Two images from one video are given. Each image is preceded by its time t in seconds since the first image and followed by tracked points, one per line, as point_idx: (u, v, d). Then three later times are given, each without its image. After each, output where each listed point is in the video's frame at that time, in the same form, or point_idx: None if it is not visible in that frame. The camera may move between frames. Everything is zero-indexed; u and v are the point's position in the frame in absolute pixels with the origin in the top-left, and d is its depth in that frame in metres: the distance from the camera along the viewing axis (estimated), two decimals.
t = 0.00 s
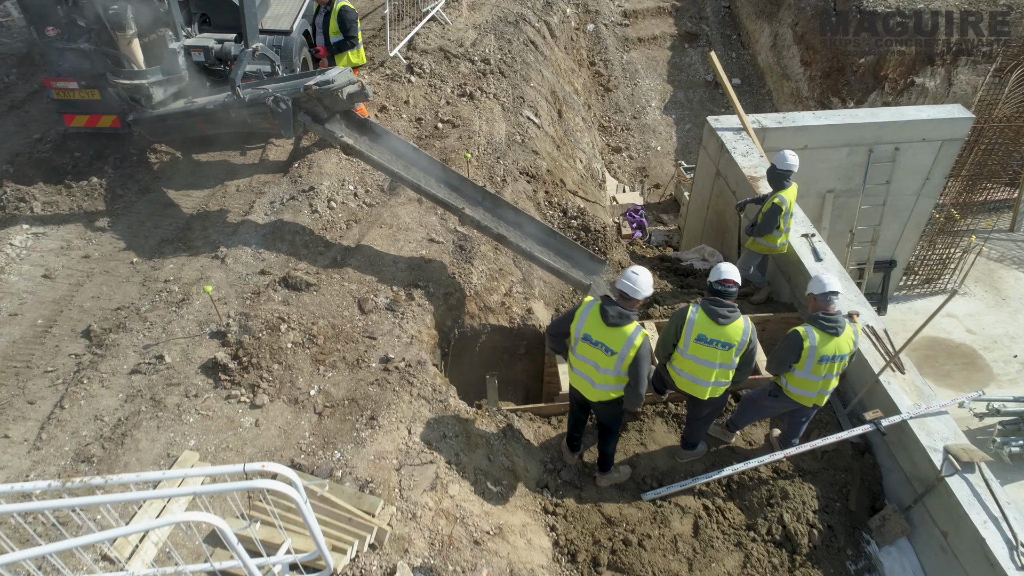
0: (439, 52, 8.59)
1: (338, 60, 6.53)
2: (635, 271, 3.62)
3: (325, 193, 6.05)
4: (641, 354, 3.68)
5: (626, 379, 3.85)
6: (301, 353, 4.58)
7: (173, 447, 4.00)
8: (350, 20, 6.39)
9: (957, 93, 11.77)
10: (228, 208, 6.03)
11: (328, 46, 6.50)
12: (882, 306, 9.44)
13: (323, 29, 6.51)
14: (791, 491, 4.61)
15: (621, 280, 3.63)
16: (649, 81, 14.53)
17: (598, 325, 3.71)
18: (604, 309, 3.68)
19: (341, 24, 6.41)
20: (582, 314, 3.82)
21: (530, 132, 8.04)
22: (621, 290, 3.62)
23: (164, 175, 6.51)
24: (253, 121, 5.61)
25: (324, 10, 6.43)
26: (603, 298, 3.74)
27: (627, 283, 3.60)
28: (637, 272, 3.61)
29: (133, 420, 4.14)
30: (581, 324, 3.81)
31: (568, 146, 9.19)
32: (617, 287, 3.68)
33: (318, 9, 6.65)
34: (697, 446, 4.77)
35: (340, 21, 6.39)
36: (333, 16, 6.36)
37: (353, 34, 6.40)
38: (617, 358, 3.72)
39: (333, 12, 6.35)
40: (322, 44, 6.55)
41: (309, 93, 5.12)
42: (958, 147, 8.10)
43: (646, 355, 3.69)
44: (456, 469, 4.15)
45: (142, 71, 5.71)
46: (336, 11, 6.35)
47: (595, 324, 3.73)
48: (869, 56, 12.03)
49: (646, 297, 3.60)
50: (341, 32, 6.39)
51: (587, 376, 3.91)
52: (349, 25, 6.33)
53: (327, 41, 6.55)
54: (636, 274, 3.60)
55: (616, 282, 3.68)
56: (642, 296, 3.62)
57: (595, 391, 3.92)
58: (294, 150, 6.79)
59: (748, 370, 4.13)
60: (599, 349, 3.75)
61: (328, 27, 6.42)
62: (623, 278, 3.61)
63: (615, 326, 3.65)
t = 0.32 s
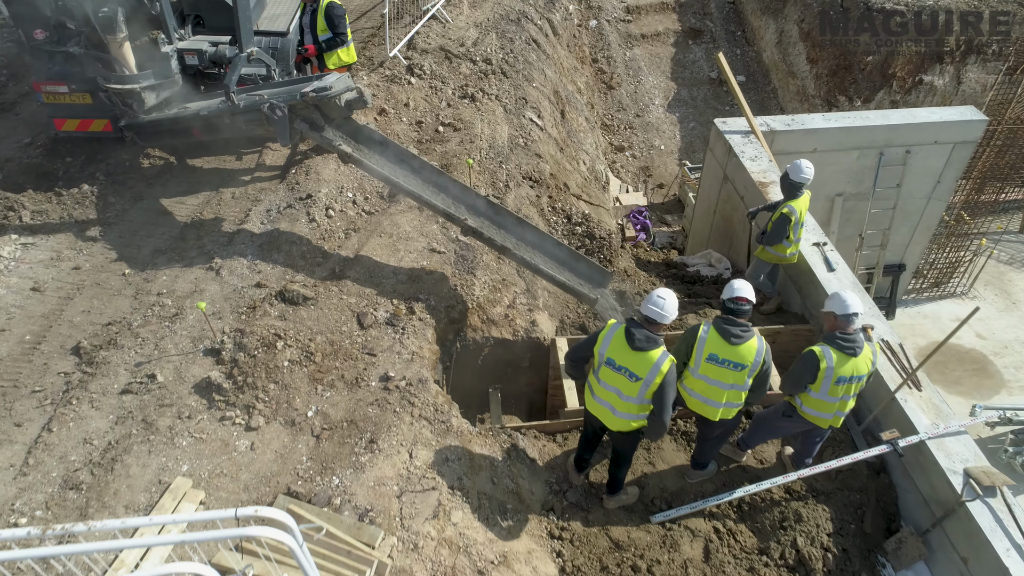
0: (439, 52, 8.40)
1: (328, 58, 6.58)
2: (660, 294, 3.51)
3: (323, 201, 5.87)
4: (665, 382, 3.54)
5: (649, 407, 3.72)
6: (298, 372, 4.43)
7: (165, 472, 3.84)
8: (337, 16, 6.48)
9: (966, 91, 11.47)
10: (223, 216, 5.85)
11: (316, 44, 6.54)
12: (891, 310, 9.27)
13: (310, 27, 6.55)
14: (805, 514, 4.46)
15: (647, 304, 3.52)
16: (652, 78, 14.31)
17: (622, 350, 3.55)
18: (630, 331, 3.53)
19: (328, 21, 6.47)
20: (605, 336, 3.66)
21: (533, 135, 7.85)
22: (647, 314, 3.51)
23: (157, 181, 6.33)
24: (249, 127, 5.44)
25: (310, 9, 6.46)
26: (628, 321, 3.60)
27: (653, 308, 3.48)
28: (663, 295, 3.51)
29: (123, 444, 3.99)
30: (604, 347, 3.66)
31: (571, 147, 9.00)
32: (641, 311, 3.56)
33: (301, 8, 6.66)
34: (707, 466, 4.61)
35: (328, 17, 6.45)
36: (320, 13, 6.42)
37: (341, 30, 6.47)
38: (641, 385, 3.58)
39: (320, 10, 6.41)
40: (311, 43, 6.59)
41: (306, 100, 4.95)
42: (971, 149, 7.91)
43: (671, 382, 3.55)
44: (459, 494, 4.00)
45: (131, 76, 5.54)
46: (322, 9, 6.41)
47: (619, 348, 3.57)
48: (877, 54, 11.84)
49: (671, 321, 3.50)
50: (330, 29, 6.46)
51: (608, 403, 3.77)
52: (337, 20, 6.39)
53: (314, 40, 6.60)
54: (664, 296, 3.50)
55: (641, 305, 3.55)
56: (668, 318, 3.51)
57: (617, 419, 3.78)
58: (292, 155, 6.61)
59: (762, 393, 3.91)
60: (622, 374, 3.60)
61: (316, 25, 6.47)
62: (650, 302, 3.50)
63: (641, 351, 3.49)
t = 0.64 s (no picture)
0: (439, 52, 8.21)
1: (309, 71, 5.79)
2: (676, 317, 3.36)
3: (320, 209, 5.71)
4: (686, 409, 3.44)
5: (667, 432, 3.62)
6: (294, 393, 4.27)
7: (156, 500, 3.70)
8: (323, 26, 5.60)
9: (974, 90, 11.38)
10: (217, 225, 5.69)
11: (297, 55, 5.70)
12: (899, 315, 9.11)
13: (293, 35, 5.69)
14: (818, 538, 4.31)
15: (661, 328, 3.36)
16: (655, 75, 14.09)
17: (640, 379, 3.40)
18: (646, 359, 3.38)
19: (312, 31, 5.60)
20: (619, 364, 3.51)
21: (535, 138, 7.66)
22: (662, 338, 3.35)
23: (150, 188, 6.16)
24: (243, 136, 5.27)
25: (295, 14, 5.60)
26: (642, 346, 3.45)
27: (669, 332, 3.33)
28: (678, 318, 3.35)
29: (112, 469, 3.84)
30: (619, 376, 3.50)
31: (574, 149, 8.82)
32: (655, 335, 3.40)
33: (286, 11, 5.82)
34: (717, 488, 4.45)
35: (312, 27, 5.58)
36: (304, 22, 5.56)
37: (327, 42, 5.65)
38: (660, 413, 3.46)
39: (304, 18, 5.52)
40: (292, 51, 5.72)
41: (301, 107, 4.77)
42: (983, 152, 7.73)
43: (691, 408, 3.46)
44: (460, 521, 3.86)
45: (123, 80, 5.36)
46: (307, 17, 5.53)
47: (635, 376, 3.43)
48: (884, 52, 11.68)
49: (686, 346, 3.33)
50: (313, 40, 5.61)
51: (624, 433, 3.63)
52: (322, 32, 5.56)
53: (295, 48, 5.73)
54: (677, 321, 3.34)
55: (656, 328, 3.40)
56: (682, 344, 3.34)
57: (633, 448, 3.65)
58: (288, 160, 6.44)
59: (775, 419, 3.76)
60: (639, 404, 3.47)
61: (298, 34, 5.61)
62: (664, 327, 3.34)
63: (661, 381, 3.36)
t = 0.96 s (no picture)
0: (438, 55, 8.03)
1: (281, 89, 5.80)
2: (678, 349, 3.23)
3: (314, 222, 5.54)
4: (689, 442, 3.32)
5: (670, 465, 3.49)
6: (286, 419, 4.11)
7: (141, 535, 3.54)
8: (300, 47, 5.66)
9: (982, 90, 11.38)
10: (208, 238, 5.52)
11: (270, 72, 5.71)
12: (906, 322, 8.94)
13: (268, 53, 5.70)
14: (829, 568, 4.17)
15: (662, 359, 3.22)
16: (657, 75, 13.87)
17: (640, 414, 3.27)
18: (646, 394, 3.23)
19: (288, 50, 5.64)
20: (617, 399, 3.37)
21: (536, 144, 7.48)
22: (663, 371, 3.20)
23: (140, 199, 5.99)
24: (234, 147, 5.10)
25: (272, 31, 5.62)
26: (641, 379, 3.31)
27: (670, 364, 3.19)
28: (679, 350, 3.23)
29: (96, 502, 3.68)
30: (618, 411, 3.36)
31: (575, 153, 8.63)
32: (657, 368, 3.25)
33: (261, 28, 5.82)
34: (724, 516, 4.27)
35: (288, 47, 5.63)
36: (281, 42, 5.59)
37: (300, 62, 5.69)
38: (663, 447, 3.34)
39: (281, 37, 5.56)
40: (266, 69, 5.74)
41: (294, 119, 4.59)
42: (993, 158, 7.56)
43: (694, 441, 3.34)
44: (459, 556, 3.71)
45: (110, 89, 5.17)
46: (285, 36, 5.57)
47: (635, 410, 3.29)
48: (890, 53, 11.55)
49: (688, 379, 3.19)
50: (287, 59, 5.65)
51: (626, 467, 3.50)
52: (298, 53, 5.61)
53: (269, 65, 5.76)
54: (679, 354, 3.21)
55: (656, 360, 3.25)
56: (684, 377, 3.20)
57: (636, 483, 3.51)
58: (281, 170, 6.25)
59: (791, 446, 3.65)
60: (640, 439, 3.33)
61: (273, 53, 5.64)
62: (665, 360, 3.20)
63: (662, 416, 3.23)
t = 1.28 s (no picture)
0: (435, 59, 7.84)
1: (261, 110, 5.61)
2: (680, 383, 3.08)
3: (306, 235, 5.37)
4: (689, 477, 3.17)
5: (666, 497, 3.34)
6: (274, 446, 3.96)
7: (122, 573, 3.39)
8: (277, 64, 5.47)
9: (989, 91, 11.23)
10: (197, 252, 5.35)
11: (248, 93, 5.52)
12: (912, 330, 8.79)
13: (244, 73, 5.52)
14: None
15: (662, 393, 3.08)
16: (658, 75, 13.66)
17: (638, 449, 3.11)
18: (644, 429, 3.08)
19: (265, 69, 5.45)
20: (615, 431, 3.21)
21: (535, 150, 7.31)
22: (663, 405, 3.06)
23: (127, 210, 5.81)
24: (221, 159, 4.92)
25: (245, 52, 5.42)
26: (640, 413, 3.15)
27: (671, 398, 3.04)
28: (681, 383, 3.09)
29: (75, 537, 3.53)
30: (615, 444, 3.20)
31: (575, 158, 8.46)
32: (657, 401, 3.10)
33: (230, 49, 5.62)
34: (730, 545, 4.07)
35: (266, 65, 5.44)
36: (257, 60, 5.41)
37: (279, 79, 5.49)
38: (661, 483, 3.17)
39: (256, 57, 5.38)
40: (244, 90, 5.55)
41: (283, 132, 4.41)
42: (1003, 164, 7.39)
43: (694, 476, 3.20)
44: None
45: (94, 98, 5.00)
46: (260, 55, 5.40)
47: (633, 445, 3.13)
48: (895, 54, 11.38)
49: (690, 414, 3.04)
50: (265, 78, 5.45)
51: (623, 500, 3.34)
52: (275, 70, 5.40)
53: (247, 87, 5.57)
54: (680, 387, 3.06)
55: (656, 393, 3.11)
56: (685, 412, 3.04)
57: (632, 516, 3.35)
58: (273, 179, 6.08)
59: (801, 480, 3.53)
60: (638, 474, 3.17)
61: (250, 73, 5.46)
62: (666, 394, 3.05)
63: (661, 451, 3.07)
